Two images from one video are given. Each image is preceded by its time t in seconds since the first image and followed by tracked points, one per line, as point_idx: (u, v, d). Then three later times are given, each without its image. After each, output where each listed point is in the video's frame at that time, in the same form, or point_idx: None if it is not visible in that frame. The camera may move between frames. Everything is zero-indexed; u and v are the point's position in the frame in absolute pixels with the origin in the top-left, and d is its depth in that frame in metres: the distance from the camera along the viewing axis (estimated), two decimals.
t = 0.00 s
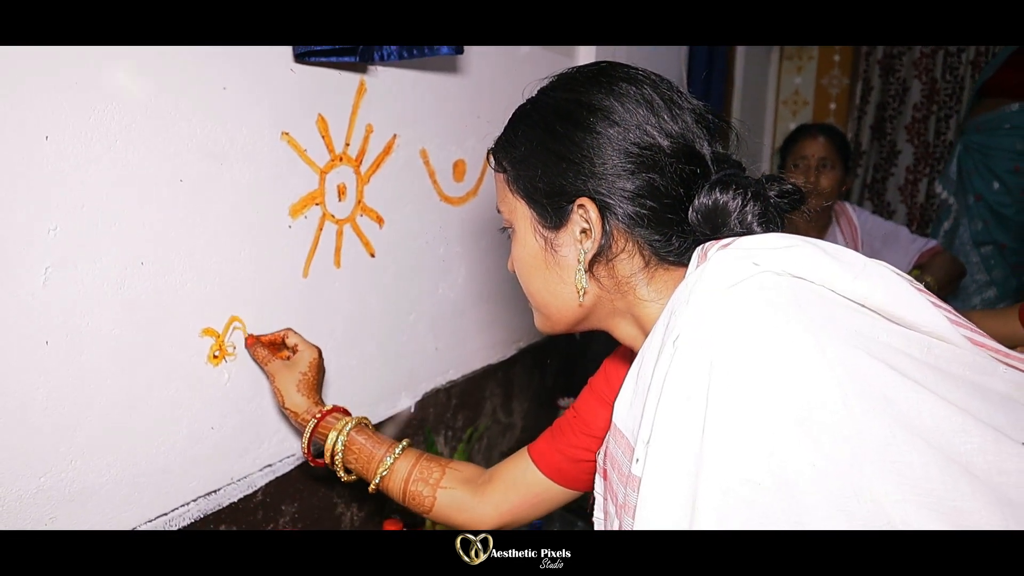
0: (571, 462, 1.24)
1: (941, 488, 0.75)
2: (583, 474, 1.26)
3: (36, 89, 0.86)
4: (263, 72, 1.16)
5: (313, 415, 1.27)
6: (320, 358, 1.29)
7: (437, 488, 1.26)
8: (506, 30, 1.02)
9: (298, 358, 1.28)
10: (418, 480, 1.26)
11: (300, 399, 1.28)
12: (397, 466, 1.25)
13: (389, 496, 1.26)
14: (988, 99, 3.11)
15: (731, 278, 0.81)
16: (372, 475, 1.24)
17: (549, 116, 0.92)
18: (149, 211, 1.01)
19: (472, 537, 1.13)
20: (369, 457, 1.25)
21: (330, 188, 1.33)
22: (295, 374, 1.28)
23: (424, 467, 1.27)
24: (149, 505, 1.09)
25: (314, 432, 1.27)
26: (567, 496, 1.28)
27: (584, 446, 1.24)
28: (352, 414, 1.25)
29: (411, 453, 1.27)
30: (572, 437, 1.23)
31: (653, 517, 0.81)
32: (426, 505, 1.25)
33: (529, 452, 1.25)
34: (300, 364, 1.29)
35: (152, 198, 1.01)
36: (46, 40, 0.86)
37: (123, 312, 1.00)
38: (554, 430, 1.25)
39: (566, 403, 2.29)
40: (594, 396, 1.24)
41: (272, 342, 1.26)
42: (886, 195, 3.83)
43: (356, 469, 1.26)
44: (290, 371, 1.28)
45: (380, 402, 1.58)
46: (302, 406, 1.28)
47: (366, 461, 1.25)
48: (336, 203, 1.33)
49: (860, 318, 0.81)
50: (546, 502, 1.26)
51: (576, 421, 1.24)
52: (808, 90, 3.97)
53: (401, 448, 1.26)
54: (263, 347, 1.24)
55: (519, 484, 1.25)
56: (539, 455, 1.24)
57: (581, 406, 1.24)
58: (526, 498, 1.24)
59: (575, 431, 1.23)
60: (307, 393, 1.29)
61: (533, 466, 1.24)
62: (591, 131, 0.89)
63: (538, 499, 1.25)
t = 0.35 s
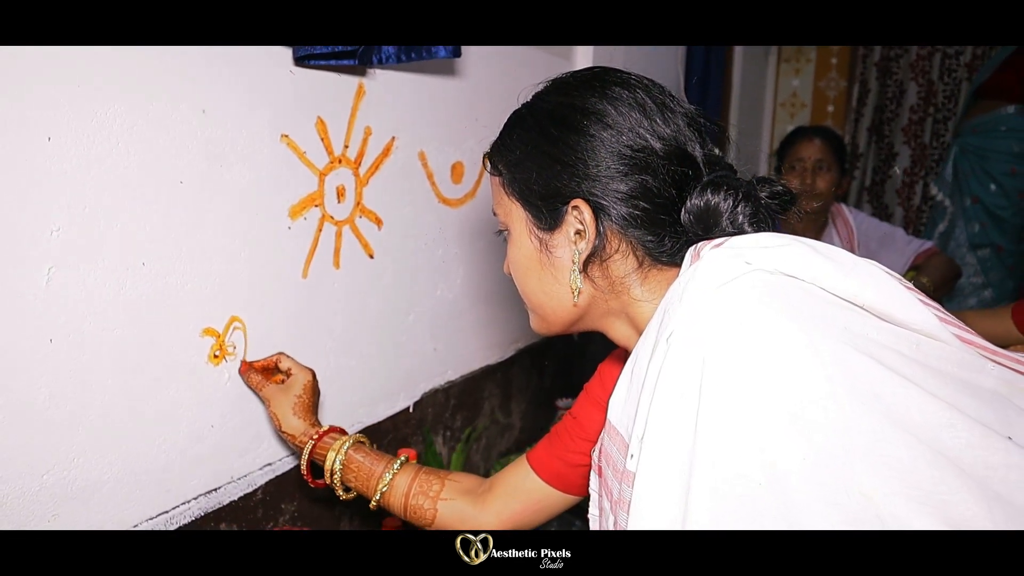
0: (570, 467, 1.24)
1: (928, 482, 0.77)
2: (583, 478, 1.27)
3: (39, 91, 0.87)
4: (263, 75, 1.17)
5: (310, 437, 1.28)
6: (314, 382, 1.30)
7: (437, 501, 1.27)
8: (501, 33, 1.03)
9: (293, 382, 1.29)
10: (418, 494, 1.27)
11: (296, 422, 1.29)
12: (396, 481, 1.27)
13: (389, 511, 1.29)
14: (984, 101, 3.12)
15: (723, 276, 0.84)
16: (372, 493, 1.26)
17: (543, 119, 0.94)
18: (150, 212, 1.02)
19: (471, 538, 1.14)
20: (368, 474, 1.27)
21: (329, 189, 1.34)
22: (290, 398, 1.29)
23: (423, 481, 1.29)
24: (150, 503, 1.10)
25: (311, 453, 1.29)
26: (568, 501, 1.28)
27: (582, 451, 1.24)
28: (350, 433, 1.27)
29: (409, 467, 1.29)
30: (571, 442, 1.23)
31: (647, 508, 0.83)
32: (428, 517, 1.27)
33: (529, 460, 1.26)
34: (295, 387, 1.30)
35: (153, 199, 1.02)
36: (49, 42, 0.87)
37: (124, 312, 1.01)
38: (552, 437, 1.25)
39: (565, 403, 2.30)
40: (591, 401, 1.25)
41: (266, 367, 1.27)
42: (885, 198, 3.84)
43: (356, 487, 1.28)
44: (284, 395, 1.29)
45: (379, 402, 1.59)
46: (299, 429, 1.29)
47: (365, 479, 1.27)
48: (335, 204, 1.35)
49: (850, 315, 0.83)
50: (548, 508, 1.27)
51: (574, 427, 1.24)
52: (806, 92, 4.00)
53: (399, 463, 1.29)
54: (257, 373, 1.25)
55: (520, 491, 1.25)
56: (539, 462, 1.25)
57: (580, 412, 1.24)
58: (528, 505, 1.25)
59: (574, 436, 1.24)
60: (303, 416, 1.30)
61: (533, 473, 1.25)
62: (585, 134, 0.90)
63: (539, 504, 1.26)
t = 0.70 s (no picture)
0: (566, 462, 1.25)
1: (914, 472, 0.79)
2: (579, 473, 1.28)
3: (40, 90, 0.89)
4: (263, 74, 1.19)
5: (310, 435, 1.29)
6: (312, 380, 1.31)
7: (437, 495, 1.28)
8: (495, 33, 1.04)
9: (290, 381, 1.30)
10: (417, 489, 1.28)
11: (295, 421, 1.30)
12: (396, 477, 1.28)
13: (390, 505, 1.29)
14: (982, 100, 3.13)
15: (715, 270, 0.85)
16: (372, 488, 1.27)
17: (537, 117, 0.95)
18: (151, 209, 1.04)
19: (471, 537, 1.15)
20: (368, 470, 1.28)
21: (328, 187, 1.35)
22: (289, 398, 1.30)
23: (422, 476, 1.30)
24: (151, 497, 1.12)
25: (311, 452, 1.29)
26: (565, 495, 1.30)
27: (579, 446, 1.25)
28: (348, 430, 1.28)
29: (408, 463, 1.29)
30: (567, 437, 1.24)
31: (640, 498, 0.85)
32: (427, 511, 1.28)
33: (526, 455, 1.27)
34: (292, 386, 1.30)
35: (154, 196, 1.04)
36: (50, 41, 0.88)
37: (126, 308, 1.02)
38: (550, 431, 1.26)
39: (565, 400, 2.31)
40: (586, 394, 1.25)
41: (262, 366, 1.27)
42: (884, 198, 3.82)
43: (356, 483, 1.29)
44: (283, 395, 1.30)
45: (378, 397, 1.61)
46: (298, 428, 1.30)
47: (365, 475, 1.28)
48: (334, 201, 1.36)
49: (839, 308, 0.85)
50: (545, 502, 1.28)
51: (570, 422, 1.24)
52: (805, 90, 4.02)
53: (399, 459, 1.29)
54: (254, 373, 1.26)
55: (517, 485, 1.26)
56: (536, 456, 1.26)
57: (575, 406, 1.25)
58: (525, 498, 1.26)
59: (570, 432, 1.24)
60: (302, 415, 1.31)
61: (530, 468, 1.26)
62: (578, 131, 0.92)
63: (536, 498, 1.27)
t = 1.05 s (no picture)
0: (565, 451, 1.26)
1: (907, 461, 0.80)
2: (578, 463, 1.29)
3: (43, 86, 0.90)
4: (263, 71, 1.20)
5: (318, 421, 1.32)
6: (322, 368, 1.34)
7: (439, 482, 1.30)
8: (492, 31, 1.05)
9: (300, 367, 1.33)
10: (421, 476, 1.30)
11: (305, 407, 1.34)
12: (400, 465, 1.29)
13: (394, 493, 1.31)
14: (981, 98, 3.13)
15: (709, 261, 0.86)
16: (376, 475, 1.29)
17: (533, 112, 0.96)
18: (152, 204, 1.05)
19: (472, 537, 1.09)
20: (373, 457, 1.30)
21: (328, 183, 1.36)
22: (299, 384, 1.34)
23: (426, 464, 1.31)
24: (153, 489, 1.13)
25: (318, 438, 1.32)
26: (565, 485, 1.31)
27: (578, 436, 1.26)
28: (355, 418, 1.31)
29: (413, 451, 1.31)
30: (566, 427, 1.25)
31: (634, 486, 0.86)
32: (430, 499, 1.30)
33: (526, 446, 1.28)
34: (302, 373, 1.33)
35: (155, 191, 1.05)
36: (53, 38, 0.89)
37: (128, 302, 1.04)
38: (550, 422, 1.27)
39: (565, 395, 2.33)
40: (584, 384, 1.25)
41: (276, 352, 1.31)
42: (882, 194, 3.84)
43: (361, 469, 1.31)
44: (293, 381, 1.33)
45: (378, 392, 1.62)
46: (307, 414, 1.33)
47: (370, 462, 1.30)
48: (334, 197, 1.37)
49: (831, 299, 0.86)
50: (546, 492, 1.29)
51: (569, 413, 1.25)
52: (805, 87, 4.03)
53: (404, 447, 1.30)
54: (268, 359, 1.29)
55: (518, 475, 1.28)
56: (537, 447, 1.27)
57: (574, 397, 1.25)
58: (525, 488, 1.28)
59: (569, 422, 1.25)
60: (311, 401, 1.34)
61: (531, 458, 1.28)
62: (573, 125, 0.93)
63: (537, 488, 1.28)
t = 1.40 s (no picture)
0: (566, 448, 1.26)
1: (904, 454, 0.81)
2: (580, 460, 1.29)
3: (45, 80, 0.90)
4: (264, 66, 1.20)
5: (318, 426, 1.31)
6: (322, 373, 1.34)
7: (439, 484, 1.28)
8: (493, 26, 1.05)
9: (300, 373, 1.32)
10: (421, 478, 1.29)
11: (304, 412, 1.32)
12: (400, 467, 1.29)
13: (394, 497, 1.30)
14: (981, 95, 3.13)
15: (707, 255, 0.86)
16: (377, 478, 1.29)
17: (533, 106, 0.97)
18: (153, 199, 1.05)
19: (472, 537, 1.09)
20: (373, 460, 1.29)
21: (328, 179, 1.37)
22: (298, 389, 1.33)
23: (425, 466, 1.30)
24: (155, 482, 1.13)
25: (318, 444, 1.31)
26: (567, 483, 1.30)
27: (579, 433, 1.25)
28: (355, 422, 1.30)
29: (413, 453, 1.30)
30: (567, 424, 1.25)
31: (633, 478, 0.87)
32: (430, 501, 1.28)
33: (528, 444, 1.28)
34: (302, 379, 1.33)
35: (157, 186, 1.05)
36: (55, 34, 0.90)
37: (129, 296, 1.04)
38: (552, 418, 1.26)
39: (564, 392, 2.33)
40: (585, 379, 1.25)
41: (277, 359, 1.31)
42: (881, 192, 3.84)
43: (361, 474, 1.30)
44: (293, 386, 1.33)
45: (378, 388, 1.62)
46: (307, 419, 1.32)
47: (370, 465, 1.29)
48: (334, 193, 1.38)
49: (829, 293, 0.87)
50: (547, 489, 1.29)
51: (570, 409, 1.25)
52: (805, 86, 4.02)
53: (403, 449, 1.30)
54: (269, 365, 1.29)
55: (519, 473, 1.27)
56: (539, 445, 1.26)
57: (575, 392, 1.25)
58: (526, 486, 1.27)
59: (570, 419, 1.25)
60: (311, 406, 1.33)
61: (532, 456, 1.27)
62: (573, 119, 0.94)
63: (538, 486, 1.28)
